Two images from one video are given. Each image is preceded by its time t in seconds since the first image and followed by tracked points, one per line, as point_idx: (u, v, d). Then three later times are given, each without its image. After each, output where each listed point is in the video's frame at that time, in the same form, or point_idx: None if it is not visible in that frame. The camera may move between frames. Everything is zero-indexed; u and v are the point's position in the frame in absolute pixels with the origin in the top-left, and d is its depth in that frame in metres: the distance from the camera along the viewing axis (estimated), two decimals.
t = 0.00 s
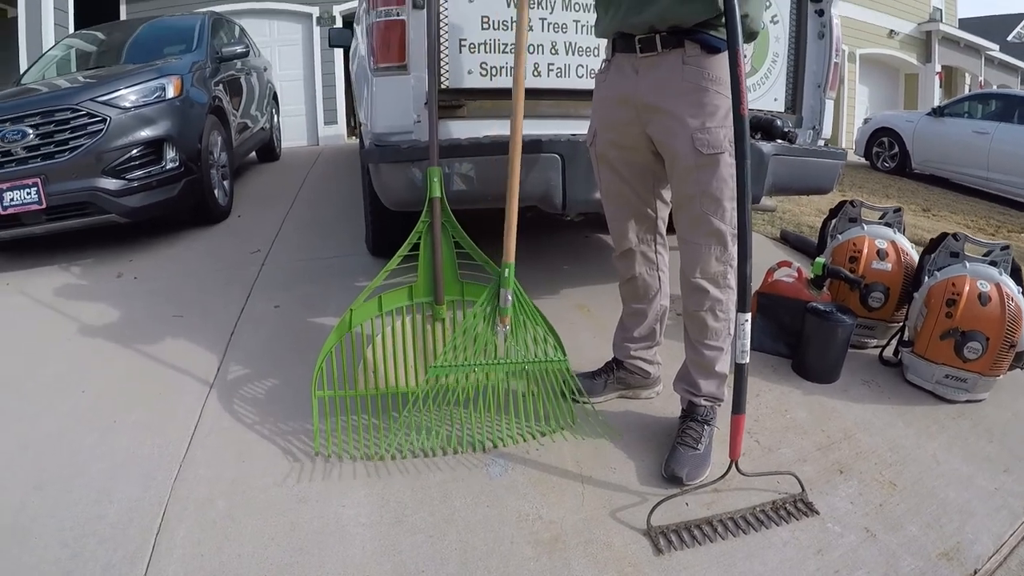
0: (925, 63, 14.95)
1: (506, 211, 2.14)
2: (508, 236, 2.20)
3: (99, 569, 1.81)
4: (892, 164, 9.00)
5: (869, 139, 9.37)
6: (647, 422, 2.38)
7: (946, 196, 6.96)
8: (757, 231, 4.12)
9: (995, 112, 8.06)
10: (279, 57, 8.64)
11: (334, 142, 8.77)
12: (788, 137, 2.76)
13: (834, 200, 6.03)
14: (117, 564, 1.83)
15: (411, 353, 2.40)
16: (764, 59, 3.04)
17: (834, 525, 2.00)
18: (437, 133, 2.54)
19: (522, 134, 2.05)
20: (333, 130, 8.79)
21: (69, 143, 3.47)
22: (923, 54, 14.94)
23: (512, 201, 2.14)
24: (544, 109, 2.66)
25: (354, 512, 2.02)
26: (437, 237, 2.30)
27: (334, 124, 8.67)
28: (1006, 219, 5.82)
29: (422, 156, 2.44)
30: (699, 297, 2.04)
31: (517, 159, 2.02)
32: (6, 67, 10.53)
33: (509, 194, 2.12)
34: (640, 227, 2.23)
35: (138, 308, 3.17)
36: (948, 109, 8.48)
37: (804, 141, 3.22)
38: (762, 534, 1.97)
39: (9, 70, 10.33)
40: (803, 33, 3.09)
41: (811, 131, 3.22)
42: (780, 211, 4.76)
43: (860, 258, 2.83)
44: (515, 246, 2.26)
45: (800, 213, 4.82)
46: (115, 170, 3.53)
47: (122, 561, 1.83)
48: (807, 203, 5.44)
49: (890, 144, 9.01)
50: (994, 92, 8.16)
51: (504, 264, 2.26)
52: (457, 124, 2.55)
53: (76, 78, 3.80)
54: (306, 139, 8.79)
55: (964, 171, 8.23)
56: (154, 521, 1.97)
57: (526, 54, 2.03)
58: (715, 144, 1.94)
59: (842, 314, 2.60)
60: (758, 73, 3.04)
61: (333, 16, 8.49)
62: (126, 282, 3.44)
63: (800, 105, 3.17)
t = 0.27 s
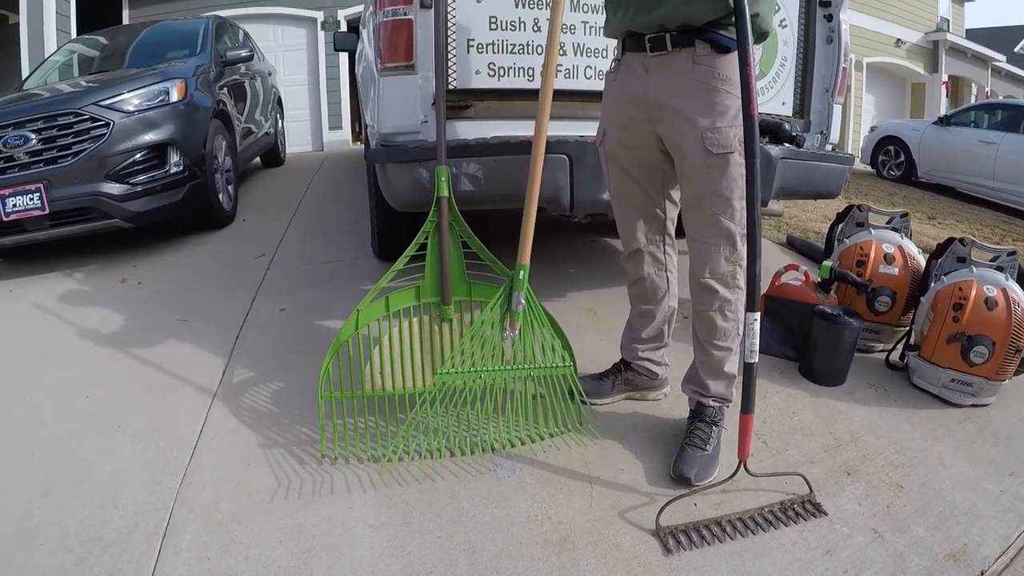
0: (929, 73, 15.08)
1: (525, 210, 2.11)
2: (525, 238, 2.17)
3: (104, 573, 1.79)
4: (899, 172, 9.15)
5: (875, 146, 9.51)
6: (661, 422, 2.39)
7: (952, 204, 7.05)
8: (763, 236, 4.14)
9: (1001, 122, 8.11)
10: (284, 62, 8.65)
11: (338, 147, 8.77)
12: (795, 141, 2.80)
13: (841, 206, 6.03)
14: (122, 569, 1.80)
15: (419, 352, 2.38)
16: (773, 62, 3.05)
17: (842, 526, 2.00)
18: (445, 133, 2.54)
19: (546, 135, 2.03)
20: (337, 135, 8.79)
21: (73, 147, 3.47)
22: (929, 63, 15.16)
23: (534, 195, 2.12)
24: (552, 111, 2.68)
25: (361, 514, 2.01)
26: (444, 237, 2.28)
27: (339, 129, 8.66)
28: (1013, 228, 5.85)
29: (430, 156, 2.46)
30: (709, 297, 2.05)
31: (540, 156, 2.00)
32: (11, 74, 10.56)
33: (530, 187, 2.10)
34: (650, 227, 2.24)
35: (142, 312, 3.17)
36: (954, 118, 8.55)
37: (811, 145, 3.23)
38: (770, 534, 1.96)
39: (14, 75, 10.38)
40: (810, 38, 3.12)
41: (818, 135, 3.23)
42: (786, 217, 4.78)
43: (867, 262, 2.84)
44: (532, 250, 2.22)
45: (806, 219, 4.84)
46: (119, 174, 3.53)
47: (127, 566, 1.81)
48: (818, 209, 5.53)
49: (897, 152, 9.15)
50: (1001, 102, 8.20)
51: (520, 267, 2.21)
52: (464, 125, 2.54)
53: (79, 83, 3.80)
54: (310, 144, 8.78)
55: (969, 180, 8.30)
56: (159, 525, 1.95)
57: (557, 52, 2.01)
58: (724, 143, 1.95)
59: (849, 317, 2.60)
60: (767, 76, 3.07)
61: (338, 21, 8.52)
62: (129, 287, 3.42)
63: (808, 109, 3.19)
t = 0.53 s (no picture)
0: (934, 69, 15.03)
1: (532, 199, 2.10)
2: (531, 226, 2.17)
3: (104, 560, 1.78)
4: (903, 167, 9.11)
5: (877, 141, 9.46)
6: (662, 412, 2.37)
7: (956, 200, 7.03)
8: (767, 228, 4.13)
9: (1006, 119, 8.08)
10: (286, 48, 8.50)
11: (341, 135, 8.72)
12: (802, 132, 2.78)
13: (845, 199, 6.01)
14: (123, 555, 1.79)
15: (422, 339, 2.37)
16: (781, 53, 3.08)
17: (845, 517, 2.00)
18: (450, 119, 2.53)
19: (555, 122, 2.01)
20: (340, 123, 8.73)
21: (74, 133, 3.45)
22: (934, 59, 15.09)
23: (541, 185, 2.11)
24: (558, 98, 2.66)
25: (363, 501, 2.00)
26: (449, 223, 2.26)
27: (342, 117, 8.61)
28: (1015, 225, 5.85)
29: (435, 141, 2.43)
30: (713, 286, 2.04)
31: (547, 145, 1.98)
32: (13, 59, 10.51)
33: (537, 175, 2.09)
34: (653, 216, 2.23)
35: (143, 298, 3.15)
36: (959, 114, 8.53)
37: (817, 137, 3.22)
38: (773, 525, 1.96)
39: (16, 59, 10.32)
40: (818, 30, 3.12)
41: (824, 127, 3.22)
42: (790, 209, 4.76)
43: (871, 254, 2.83)
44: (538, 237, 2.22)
45: (810, 211, 4.82)
46: (121, 160, 3.51)
47: (127, 553, 1.80)
48: (821, 202, 5.50)
49: (899, 147, 9.11)
50: (1006, 98, 8.18)
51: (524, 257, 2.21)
52: (469, 110, 2.53)
53: (80, 69, 3.78)
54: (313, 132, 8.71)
55: (974, 176, 8.29)
56: (160, 512, 1.94)
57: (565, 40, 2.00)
58: (731, 132, 1.94)
59: (852, 308, 2.60)
60: (773, 67, 3.07)
61: (341, 8, 8.37)
62: (130, 274, 3.41)
63: (814, 101, 3.19)
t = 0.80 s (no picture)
0: (931, 63, 15.03)
1: (544, 194, 2.08)
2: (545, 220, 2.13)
3: (100, 553, 1.77)
4: (899, 160, 9.18)
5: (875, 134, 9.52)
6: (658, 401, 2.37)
7: (952, 193, 7.04)
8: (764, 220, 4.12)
9: (1002, 113, 8.09)
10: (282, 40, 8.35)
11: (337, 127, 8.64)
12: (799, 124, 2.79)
13: (842, 191, 6.01)
14: (119, 548, 1.79)
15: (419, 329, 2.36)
16: (779, 44, 3.07)
17: (842, 507, 2.00)
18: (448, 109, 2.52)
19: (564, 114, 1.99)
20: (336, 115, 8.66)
21: (69, 125, 3.42)
22: (932, 53, 15.09)
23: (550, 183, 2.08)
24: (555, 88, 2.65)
25: (360, 492, 1.99)
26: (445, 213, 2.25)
27: (338, 109, 8.56)
28: (1010, 218, 5.86)
29: (432, 131, 2.45)
30: (711, 275, 2.03)
31: (557, 137, 1.96)
32: (7, 50, 10.42)
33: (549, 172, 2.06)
34: (651, 206, 2.22)
35: (139, 290, 3.14)
36: (955, 109, 8.56)
37: (814, 129, 3.21)
38: (771, 514, 1.96)
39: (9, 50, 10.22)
40: (816, 22, 3.12)
41: (822, 119, 3.21)
42: (787, 201, 4.75)
43: (868, 246, 2.83)
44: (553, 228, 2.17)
45: (807, 204, 4.82)
46: (116, 152, 3.49)
47: (124, 545, 1.80)
48: (817, 194, 5.51)
49: (897, 141, 9.19)
50: (1003, 93, 8.18)
51: (540, 249, 2.17)
52: (469, 100, 2.52)
53: (75, 61, 3.75)
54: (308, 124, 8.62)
55: (970, 169, 8.29)
56: (157, 503, 1.93)
57: (572, 28, 1.97)
58: (729, 121, 1.93)
59: (849, 299, 2.60)
60: (771, 59, 3.06)
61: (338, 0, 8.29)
62: (126, 266, 3.39)
63: (812, 92, 3.18)
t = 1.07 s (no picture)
0: (912, 54, 15.17)
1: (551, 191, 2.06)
2: (554, 213, 2.11)
3: (88, 557, 1.74)
4: (881, 150, 9.32)
5: (858, 125, 9.62)
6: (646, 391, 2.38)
7: (933, 182, 7.11)
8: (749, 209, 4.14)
9: (982, 104, 8.18)
10: (264, 35, 8.16)
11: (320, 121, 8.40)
12: (783, 114, 2.78)
13: (825, 180, 6.04)
14: (107, 551, 1.76)
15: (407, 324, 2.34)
16: (762, 35, 3.08)
17: (831, 491, 2.01)
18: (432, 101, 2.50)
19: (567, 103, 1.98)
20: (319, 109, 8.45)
21: (48, 122, 3.36)
22: (912, 45, 15.22)
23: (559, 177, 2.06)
24: (539, 79, 2.63)
25: (350, 488, 1.98)
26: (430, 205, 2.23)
27: (321, 103, 8.47)
28: (991, 206, 5.94)
29: (415, 123, 2.42)
30: (697, 263, 2.04)
31: (561, 132, 1.95)
32: None
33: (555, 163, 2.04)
34: (637, 195, 2.22)
35: (121, 289, 3.10)
36: (938, 99, 8.67)
37: (798, 119, 3.22)
38: (760, 500, 1.97)
39: None
40: (799, 12, 3.11)
41: (805, 109, 3.21)
42: (771, 191, 4.77)
43: (852, 234, 2.85)
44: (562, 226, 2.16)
45: (790, 193, 4.84)
46: (96, 148, 3.43)
47: (112, 548, 1.77)
48: (801, 184, 5.53)
49: (880, 131, 9.30)
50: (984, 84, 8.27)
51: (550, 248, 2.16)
52: (455, 92, 2.51)
53: (52, 56, 3.69)
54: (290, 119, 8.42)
55: (952, 159, 8.41)
56: (145, 505, 1.91)
57: (569, 20, 1.95)
58: (714, 110, 1.93)
59: (834, 287, 2.61)
60: (754, 49, 3.06)
61: None
62: (108, 265, 3.34)
63: (795, 83, 3.19)
